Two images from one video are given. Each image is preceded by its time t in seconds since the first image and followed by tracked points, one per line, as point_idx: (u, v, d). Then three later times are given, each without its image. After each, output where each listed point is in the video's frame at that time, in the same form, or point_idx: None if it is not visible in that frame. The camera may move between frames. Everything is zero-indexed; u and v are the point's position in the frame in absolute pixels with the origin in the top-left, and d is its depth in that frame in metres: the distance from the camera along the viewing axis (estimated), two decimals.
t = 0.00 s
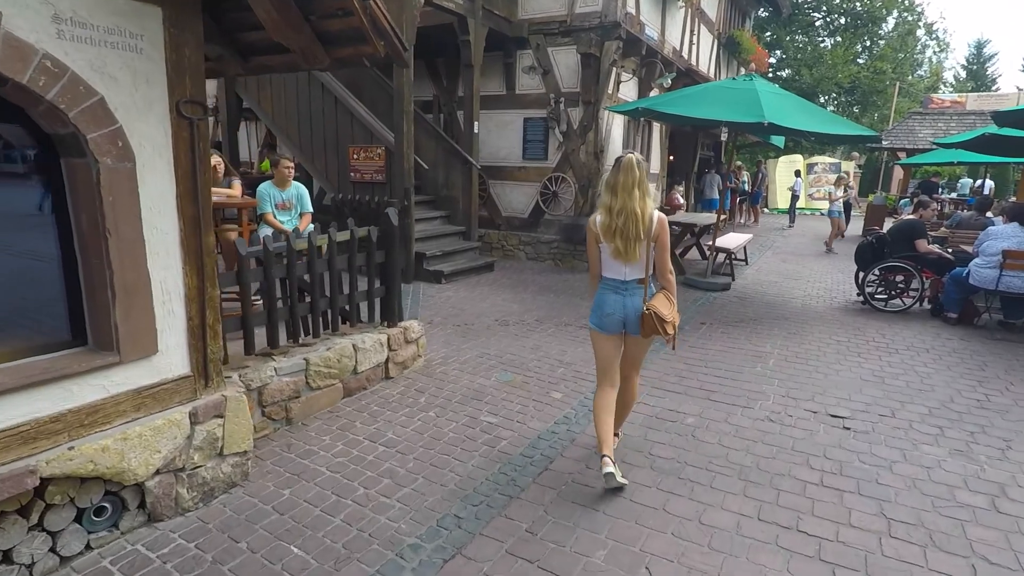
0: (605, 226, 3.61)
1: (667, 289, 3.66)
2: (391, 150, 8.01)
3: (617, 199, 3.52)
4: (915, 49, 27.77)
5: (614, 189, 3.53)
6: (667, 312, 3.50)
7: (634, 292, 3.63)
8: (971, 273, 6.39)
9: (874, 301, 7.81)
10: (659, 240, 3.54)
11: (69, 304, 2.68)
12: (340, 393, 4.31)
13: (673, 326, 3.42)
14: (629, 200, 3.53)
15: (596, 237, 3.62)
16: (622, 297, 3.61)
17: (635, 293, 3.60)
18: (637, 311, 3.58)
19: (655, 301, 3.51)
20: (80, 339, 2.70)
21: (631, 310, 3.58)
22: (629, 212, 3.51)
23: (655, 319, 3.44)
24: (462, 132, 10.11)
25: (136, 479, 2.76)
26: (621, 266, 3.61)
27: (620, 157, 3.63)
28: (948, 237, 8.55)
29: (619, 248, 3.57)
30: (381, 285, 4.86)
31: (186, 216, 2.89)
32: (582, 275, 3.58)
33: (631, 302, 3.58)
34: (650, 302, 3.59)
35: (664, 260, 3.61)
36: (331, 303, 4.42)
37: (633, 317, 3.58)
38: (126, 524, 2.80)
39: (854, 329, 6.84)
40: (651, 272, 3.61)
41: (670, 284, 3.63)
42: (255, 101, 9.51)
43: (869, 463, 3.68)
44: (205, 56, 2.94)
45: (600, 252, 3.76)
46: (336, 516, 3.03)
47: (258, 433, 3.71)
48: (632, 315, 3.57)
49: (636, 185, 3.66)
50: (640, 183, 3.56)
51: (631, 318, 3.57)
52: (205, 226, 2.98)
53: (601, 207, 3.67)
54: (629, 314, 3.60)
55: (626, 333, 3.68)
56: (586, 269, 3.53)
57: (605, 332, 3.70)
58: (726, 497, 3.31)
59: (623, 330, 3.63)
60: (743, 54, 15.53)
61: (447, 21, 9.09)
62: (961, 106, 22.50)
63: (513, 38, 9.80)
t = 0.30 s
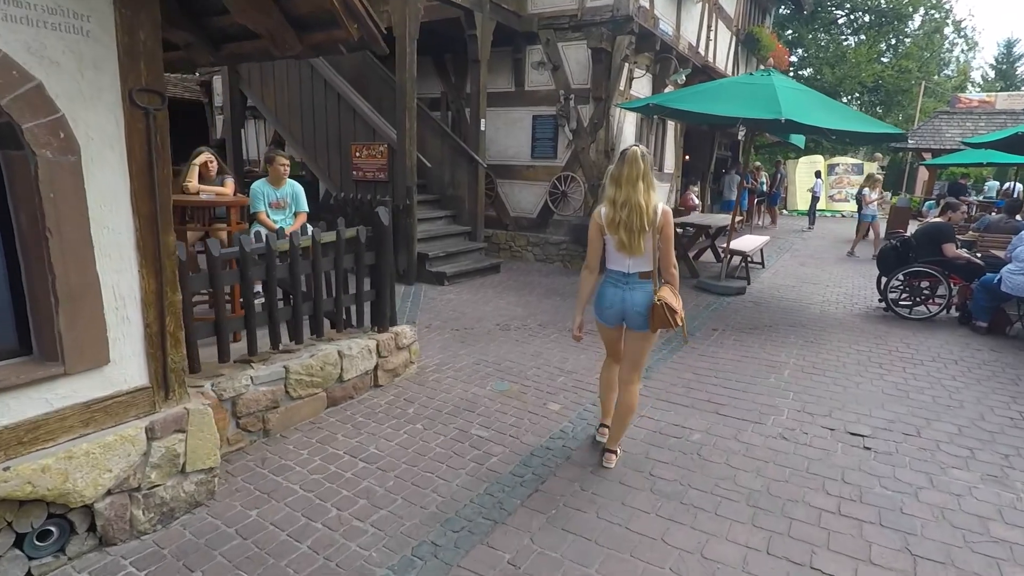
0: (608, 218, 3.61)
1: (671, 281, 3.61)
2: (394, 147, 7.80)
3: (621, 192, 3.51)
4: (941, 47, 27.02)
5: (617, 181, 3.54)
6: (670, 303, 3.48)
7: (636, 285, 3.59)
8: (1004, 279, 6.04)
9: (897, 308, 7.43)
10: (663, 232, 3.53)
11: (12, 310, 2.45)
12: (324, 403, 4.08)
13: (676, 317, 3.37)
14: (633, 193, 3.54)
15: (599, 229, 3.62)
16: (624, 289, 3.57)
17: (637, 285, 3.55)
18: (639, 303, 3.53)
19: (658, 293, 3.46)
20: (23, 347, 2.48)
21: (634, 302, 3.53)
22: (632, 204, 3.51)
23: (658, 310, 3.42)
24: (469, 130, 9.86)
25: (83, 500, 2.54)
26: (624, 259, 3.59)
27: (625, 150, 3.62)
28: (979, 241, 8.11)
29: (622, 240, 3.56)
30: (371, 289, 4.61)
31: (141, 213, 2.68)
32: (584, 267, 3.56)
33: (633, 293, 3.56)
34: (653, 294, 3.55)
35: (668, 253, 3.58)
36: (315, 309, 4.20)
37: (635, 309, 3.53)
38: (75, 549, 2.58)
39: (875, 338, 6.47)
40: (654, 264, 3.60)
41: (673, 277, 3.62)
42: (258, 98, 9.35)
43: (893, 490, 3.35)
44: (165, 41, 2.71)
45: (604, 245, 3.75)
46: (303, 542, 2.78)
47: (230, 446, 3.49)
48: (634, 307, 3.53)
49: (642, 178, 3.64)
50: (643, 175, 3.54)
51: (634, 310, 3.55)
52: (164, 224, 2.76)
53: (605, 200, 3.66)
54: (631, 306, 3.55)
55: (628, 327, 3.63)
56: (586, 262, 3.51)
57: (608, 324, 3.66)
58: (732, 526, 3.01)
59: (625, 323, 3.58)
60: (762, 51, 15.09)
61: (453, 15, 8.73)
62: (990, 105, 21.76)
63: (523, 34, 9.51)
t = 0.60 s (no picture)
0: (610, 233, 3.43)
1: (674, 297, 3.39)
2: (390, 150, 7.54)
3: (622, 207, 3.33)
4: (957, 49, 26.51)
5: (618, 195, 3.37)
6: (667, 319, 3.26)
7: (638, 299, 3.42)
8: None
9: (913, 321, 7.07)
10: (665, 248, 3.31)
11: None
12: (299, 423, 3.84)
13: (669, 332, 3.18)
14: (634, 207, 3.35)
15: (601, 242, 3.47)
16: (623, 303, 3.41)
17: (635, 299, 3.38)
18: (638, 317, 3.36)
19: (655, 308, 3.27)
20: None
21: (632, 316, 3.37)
22: (633, 218, 3.32)
23: (651, 326, 3.20)
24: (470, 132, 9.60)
25: (10, 543, 2.29)
26: (626, 273, 3.42)
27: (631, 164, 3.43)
28: (999, 250, 7.76)
29: (624, 255, 3.39)
30: (355, 302, 4.35)
31: (81, 224, 2.42)
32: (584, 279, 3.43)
33: (633, 308, 3.37)
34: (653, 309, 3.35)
35: (671, 268, 3.36)
36: (292, 323, 3.93)
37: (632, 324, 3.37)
38: None
39: (891, 353, 6.14)
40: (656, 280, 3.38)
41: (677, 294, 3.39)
42: (255, 98, 9.15)
43: (913, 533, 3.05)
44: (109, 34, 2.45)
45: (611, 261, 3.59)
46: None
47: (192, 472, 3.25)
48: (632, 322, 3.36)
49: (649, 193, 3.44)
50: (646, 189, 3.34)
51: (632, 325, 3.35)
52: (108, 235, 2.51)
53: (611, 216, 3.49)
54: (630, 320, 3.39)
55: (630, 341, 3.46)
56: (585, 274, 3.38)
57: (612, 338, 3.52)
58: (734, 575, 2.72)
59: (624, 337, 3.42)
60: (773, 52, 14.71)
61: (454, 13, 8.47)
62: (1007, 108, 21.25)
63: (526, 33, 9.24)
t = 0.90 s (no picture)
0: (619, 229, 3.73)
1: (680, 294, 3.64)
2: (383, 154, 7.34)
3: (627, 204, 3.61)
4: (965, 53, 26.18)
5: (625, 193, 3.64)
6: (668, 317, 3.54)
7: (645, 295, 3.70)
8: None
9: (925, 331, 6.78)
10: (667, 244, 3.54)
11: None
12: (272, 445, 3.60)
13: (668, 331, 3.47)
14: (639, 204, 3.61)
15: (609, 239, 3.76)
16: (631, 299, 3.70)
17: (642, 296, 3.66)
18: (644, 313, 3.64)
19: (658, 307, 3.55)
20: None
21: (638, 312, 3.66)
22: (637, 215, 3.59)
23: (652, 325, 3.51)
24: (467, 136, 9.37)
25: None
26: (632, 269, 3.70)
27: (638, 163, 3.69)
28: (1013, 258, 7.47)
29: (629, 250, 3.66)
30: (335, 314, 4.13)
31: (10, 236, 2.19)
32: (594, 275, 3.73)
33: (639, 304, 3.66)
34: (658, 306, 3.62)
35: (675, 265, 3.59)
36: (265, 337, 3.71)
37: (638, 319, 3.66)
38: None
39: (902, 366, 5.85)
40: (662, 275, 3.64)
41: (682, 290, 3.62)
42: (248, 102, 8.96)
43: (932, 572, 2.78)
44: (43, 27, 2.23)
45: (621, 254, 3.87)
46: None
47: (149, 501, 3.01)
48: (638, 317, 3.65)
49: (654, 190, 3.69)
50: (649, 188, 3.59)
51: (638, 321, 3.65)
52: (43, 247, 2.29)
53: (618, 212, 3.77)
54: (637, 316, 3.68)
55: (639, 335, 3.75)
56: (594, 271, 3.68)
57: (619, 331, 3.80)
58: None
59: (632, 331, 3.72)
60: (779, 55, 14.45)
61: (449, 15, 8.27)
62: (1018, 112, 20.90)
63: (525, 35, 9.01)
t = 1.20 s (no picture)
0: (620, 232, 3.50)
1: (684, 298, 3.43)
2: (367, 154, 7.08)
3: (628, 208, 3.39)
4: (969, 47, 25.80)
5: (627, 195, 3.41)
6: (671, 322, 3.33)
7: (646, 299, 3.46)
8: None
9: (934, 334, 6.49)
10: (670, 249, 3.33)
11: None
12: (230, 469, 3.33)
13: (670, 336, 3.28)
14: (642, 207, 3.38)
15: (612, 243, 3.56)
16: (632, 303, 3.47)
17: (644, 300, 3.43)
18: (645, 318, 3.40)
19: (660, 310, 3.34)
20: None
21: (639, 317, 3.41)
22: (640, 220, 3.36)
23: (654, 330, 3.31)
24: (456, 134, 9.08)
25: None
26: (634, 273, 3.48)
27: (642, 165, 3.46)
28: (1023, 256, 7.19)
29: (630, 255, 3.44)
30: (303, 325, 3.85)
31: None
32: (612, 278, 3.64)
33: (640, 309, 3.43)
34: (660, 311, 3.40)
35: (678, 269, 3.36)
36: (223, 352, 3.44)
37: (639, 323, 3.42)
38: None
39: (910, 372, 5.56)
40: (665, 279, 3.43)
41: (685, 294, 3.41)
42: (230, 102, 8.67)
43: None
44: None
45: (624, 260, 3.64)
46: None
47: (86, 537, 2.75)
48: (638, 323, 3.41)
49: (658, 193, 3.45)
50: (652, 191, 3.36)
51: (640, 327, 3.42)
52: None
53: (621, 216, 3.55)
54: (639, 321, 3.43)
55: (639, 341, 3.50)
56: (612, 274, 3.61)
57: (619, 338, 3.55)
58: None
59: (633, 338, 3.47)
60: (779, 49, 14.14)
61: (436, 10, 7.98)
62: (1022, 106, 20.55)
63: (516, 29, 8.70)
